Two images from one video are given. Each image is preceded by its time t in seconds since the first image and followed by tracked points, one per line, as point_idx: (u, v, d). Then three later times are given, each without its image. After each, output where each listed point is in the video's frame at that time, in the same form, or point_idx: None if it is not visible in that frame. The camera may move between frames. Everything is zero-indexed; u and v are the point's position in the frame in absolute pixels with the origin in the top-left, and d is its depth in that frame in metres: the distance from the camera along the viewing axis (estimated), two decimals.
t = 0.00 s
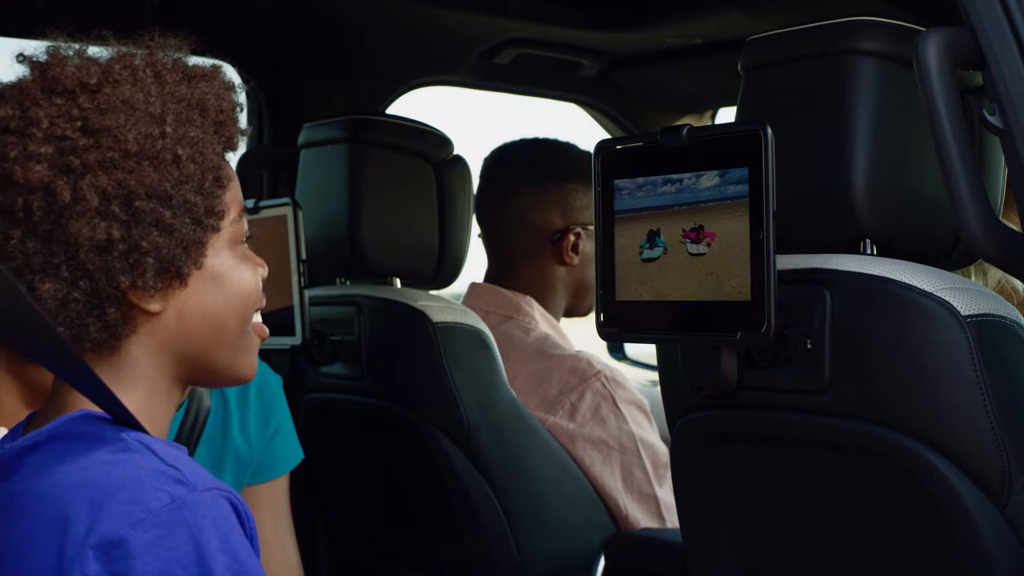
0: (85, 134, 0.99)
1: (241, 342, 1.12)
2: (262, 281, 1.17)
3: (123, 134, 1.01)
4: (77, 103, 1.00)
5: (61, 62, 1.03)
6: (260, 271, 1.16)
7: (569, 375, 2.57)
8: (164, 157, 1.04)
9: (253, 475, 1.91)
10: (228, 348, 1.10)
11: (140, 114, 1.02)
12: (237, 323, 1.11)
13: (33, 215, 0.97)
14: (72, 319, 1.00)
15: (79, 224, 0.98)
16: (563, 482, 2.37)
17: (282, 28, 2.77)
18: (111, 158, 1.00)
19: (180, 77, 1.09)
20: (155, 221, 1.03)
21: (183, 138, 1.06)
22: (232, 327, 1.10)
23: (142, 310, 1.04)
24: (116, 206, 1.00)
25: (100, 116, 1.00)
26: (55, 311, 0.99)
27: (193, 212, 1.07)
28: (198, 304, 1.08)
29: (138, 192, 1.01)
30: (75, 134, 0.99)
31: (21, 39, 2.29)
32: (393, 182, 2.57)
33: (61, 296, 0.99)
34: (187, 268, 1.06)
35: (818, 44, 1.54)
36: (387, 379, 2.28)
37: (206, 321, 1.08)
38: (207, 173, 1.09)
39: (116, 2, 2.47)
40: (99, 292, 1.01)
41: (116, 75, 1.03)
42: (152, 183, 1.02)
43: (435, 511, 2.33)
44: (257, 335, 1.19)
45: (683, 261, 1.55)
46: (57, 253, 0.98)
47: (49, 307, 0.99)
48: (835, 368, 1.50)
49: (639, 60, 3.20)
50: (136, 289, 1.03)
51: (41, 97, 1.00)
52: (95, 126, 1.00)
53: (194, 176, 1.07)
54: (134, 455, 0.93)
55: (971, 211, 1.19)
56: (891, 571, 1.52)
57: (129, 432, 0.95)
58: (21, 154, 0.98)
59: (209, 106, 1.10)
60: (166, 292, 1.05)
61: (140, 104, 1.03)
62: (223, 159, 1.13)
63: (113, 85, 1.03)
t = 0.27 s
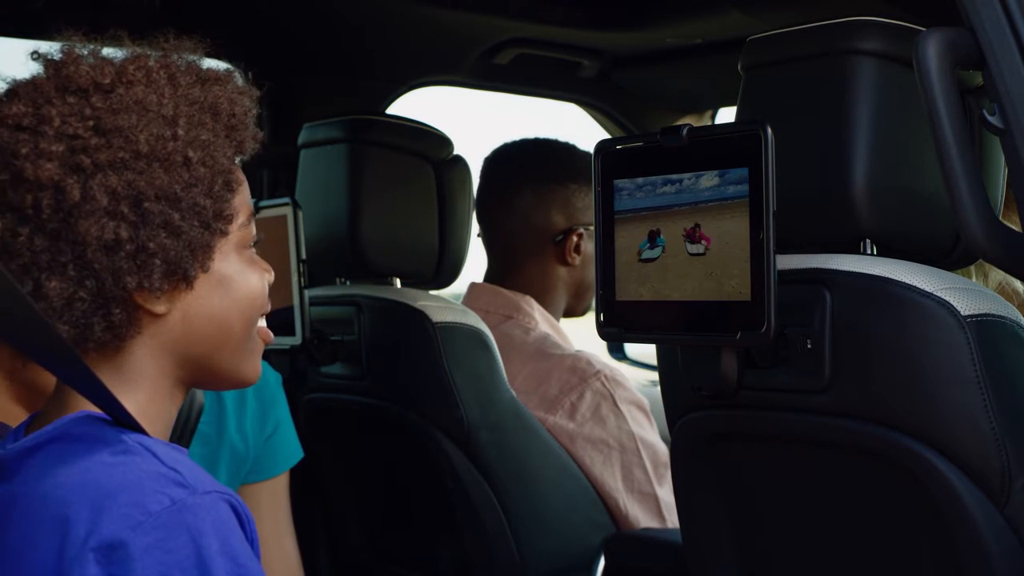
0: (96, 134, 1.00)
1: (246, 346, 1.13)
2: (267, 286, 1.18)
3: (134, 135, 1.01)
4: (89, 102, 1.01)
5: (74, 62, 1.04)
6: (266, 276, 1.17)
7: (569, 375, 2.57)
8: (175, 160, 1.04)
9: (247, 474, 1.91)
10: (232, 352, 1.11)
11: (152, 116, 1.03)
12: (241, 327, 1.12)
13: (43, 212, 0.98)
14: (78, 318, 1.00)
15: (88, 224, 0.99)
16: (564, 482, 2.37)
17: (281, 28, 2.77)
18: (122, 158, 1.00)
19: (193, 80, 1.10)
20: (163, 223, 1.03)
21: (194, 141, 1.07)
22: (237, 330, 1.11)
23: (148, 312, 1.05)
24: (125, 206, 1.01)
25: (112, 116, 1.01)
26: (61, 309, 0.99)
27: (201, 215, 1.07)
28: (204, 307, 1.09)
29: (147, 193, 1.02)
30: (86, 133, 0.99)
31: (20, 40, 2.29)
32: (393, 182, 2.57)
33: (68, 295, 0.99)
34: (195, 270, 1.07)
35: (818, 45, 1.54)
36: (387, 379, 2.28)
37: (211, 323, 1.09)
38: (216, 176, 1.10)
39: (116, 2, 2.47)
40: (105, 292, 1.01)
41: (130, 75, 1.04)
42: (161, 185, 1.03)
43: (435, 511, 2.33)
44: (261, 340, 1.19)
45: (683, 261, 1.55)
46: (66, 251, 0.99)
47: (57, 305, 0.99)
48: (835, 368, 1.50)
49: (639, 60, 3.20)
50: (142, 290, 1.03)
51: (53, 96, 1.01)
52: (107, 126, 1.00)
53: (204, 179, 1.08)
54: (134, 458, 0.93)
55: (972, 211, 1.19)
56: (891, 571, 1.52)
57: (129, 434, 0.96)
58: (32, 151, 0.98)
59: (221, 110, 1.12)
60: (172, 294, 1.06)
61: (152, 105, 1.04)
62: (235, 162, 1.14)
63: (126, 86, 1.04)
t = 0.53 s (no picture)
0: (106, 134, 1.00)
1: (249, 348, 1.13)
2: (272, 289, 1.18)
3: (144, 136, 1.02)
4: (99, 102, 1.01)
5: (84, 61, 1.04)
6: (271, 279, 1.18)
7: (569, 375, 2.57)
8: (184, 161, 1.05)
9: (246, 474, 1.91)
10: (236, 354, 1.11)
11: (161, 116, 1.03)
12: (245, 330, 1.12)
13: (50, 211, 0.98)
14: (83, 317, 1.00)
15: (96, 223, 0.99)
16: (564, 482, 2.37)
17: (281, 28, 2.77)
18: (131, 159, 1.01)
19: (203, 81, 1.10)
20: (171, 224, 1.04)
21: (202, 143, 1.07)
22: (241, 333, 1.12)
23: (153, 313, 1.05)
24: (133, 207, 1.01)
25: (122, 116, 1.01)
26: (66, 308, 0.99)
27: (209, 217, 1.08)
28: (209, 308, 1.09)
29: (155, 194, 1.02)
30: (95, 133, 1.00)
31: (19, 39, 2.31)
32: (393, 182, 2.57)
33: (74, 294, 0.99)
34: (201, 272, 1.07)
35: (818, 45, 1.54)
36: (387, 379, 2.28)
37: (216, 325, 1.09)
38: (224, 179, 1.10)
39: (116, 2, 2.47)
40: (111, 292, 1.01)
41: (140, 75, 1.05)
42: (169, 186, 1.03)
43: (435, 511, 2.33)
44: (263, 343, 1.20)
45: (683, 261, 1.55)
46: (73, 250, 0.99)
47: (64, 304, 0.99)
48: (835, 368, 1.50)
49: (639, 60, 3.20)
50: (148, 291, 1.03)
51: (63, 94, 1.01)
52: (116, 126, 1.00)
53: (212, 182, 1.08)
54: (136, 460, 0.93)
55: (972, 211, 1.19)
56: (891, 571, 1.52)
57: (131, 436, 0.96)
58: (41, 149, 0.98)
59: (230, 112, 1.12)
60: (177, 295, 1.06)
61: (162, 105, 1.04)
62: (242, 164, 1.15)
63: (137, 86, 1.04)
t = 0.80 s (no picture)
0: (110, 135, 1.00)
1: (253, 349, 1.13)
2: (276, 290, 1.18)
3: (149, 138, 1.02)
4: (104, 103, 1.01)
5: (90, 61, 1.04)
6: (275, 280, 1.18)
7: (569, 374, 2.57)
8: (189, 163, 1.05)
9: (247, 474, 1.91)
10: (238, 356, 1.11)
11: (166, 118, 1.04)
12: (248, 332, 1.13)
13: (55, 212, 0.98)
14: (87, 318, 1.00)
15: (100, 225, 0.99)
16: (564, 482, 2.37)
17: (281, 28, 2.77)
18: (136, 160, 1.01)
19: (208, 82, 1.11)
20: (175, 226, 1.04)
21: (207, 145, 1.07)
22: (244, 335, 1.12)
23: (157, 315, 1.05)
24: (137, 209, 1.01)
25: (127, 118, 1.01)
26: (70, 310, 0.99)
27: (213, 219, 1.08)
28: (212, 310, 1.09)
29: (159, 196, 1.02)
30: (100, 134, 1.00)
31: (20, 40, 2.34)
32: (393, 182, 2.57)
33: (78, 295, 0.99)
34: (205, 273, 1.07)
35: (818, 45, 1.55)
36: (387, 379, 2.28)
37: (219, 327, 1.09)
38: (229, 181, 1.10)
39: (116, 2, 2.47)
40: (115, 293, 1.01)
41: (145, 76, 1.05)
42: (173, 188, 1.03)
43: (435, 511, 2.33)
44: (267, 344, 1.20)
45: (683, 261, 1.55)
46: (77, 252, 0.99)
47: (67, 305, 0.99)
48: (835, 368, 1.50)
49: (639, 60, 3.20)
50: (151, 293, 1.03)
51: (68, 95, 1.01)
52: (121, 128, 1.01)
53: (217, 183, 1.08)
54: (139, 460, 0.93)
55: (972, 210, 1.19)
56: (891, 571, 1.52)
57: (133, 436, 0.96)
58: (46, 150, 0.98)
59: (234, 113, 1.12)
60: (181, 297, 1.06)
61: (167, 107, 1.04)
62: (247, 165, 1.15)
63: (142, 87, 1.04)
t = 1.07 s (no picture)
0: (114, 137, 1.00)
1: (255, 351, 1.13)
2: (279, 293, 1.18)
3: (153, 140, 1.02)
4: (110, 104, 1.01)
5: (97, 61, 1.04)
6: (278, 282, 1.18)
7: (569, 374, 2.57)
8: (192, 165, 1.05)
9: (246, 474, 1.91)
10: (240, 357, 1.11)
11: (171, 120, 1.04)
12: (251, 334, 1.12)
13: (57, 213, 0.98)
14: (89, 319, 1.00)
15: (103, 226, 0.99)
16: (564, 482, 2.37)
17: (281, 29, 2.77)
18: (140, 162, 1.01)
19: (214, 84, 1.11)
20: (178, 227, 1.04)
21: (211, 147, 1.07)
22: (247, 337, 1.12)
23: (160, 316, 1.05)
24: (139, 211, 1.01)
25: (132, 119, 1.01)
26: (72, 310, 0.99)
27: (216, 221, 1.08)
28: (215, 312, 1.09)
29: (162, 198, 1.02)
30: (104, 135, 1.00)
31: (20, 40, 2.33)
32: (393, 182, 2.57)
33: (79, 296, 0.99)
34: (208, 275, 1.07)
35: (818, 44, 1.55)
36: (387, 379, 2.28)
37: (221, 329, 1.09)
38: (233, 183, 1.10)
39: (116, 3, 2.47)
40: (117, 294, 1.01)
41: (151, 78, 1.05)
42: (176, 190, 1.03)
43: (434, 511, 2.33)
44: (268, 345, 1.20)
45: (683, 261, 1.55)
46: (78, 252, 0.99)
47: (69, 306, 0.99)
48: (835, 368, 1.50)
49: (639, 61, 3.20)
50: (154, 293, 1.03)
51: (74, 95, 1.01)
52: (125, 129, 1.01)
53: (220, 186, 1.08)
54: (143, 458, 0.93)
55: (971, 210, 1.19)
56: (891, 571, 1.52)
57: (137, 434, 0.95)
58: (50, 150, 0.98)
59: (240, 116, 1.13)
60: (183, 298, 1.06)
61: (172, 108, 1.04)
62: (251, 168, 1.15)
63: (147, 88, 1.04)
